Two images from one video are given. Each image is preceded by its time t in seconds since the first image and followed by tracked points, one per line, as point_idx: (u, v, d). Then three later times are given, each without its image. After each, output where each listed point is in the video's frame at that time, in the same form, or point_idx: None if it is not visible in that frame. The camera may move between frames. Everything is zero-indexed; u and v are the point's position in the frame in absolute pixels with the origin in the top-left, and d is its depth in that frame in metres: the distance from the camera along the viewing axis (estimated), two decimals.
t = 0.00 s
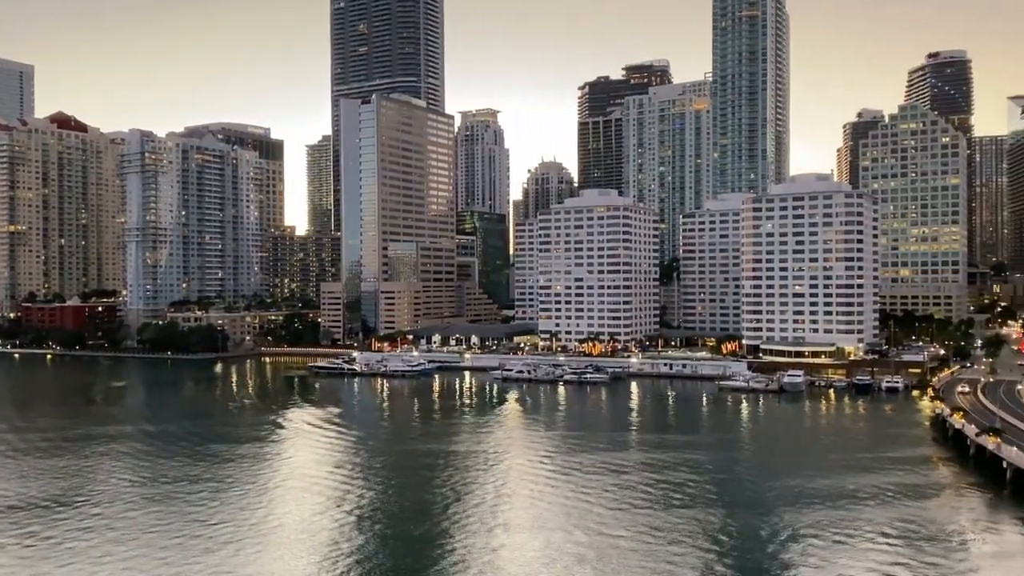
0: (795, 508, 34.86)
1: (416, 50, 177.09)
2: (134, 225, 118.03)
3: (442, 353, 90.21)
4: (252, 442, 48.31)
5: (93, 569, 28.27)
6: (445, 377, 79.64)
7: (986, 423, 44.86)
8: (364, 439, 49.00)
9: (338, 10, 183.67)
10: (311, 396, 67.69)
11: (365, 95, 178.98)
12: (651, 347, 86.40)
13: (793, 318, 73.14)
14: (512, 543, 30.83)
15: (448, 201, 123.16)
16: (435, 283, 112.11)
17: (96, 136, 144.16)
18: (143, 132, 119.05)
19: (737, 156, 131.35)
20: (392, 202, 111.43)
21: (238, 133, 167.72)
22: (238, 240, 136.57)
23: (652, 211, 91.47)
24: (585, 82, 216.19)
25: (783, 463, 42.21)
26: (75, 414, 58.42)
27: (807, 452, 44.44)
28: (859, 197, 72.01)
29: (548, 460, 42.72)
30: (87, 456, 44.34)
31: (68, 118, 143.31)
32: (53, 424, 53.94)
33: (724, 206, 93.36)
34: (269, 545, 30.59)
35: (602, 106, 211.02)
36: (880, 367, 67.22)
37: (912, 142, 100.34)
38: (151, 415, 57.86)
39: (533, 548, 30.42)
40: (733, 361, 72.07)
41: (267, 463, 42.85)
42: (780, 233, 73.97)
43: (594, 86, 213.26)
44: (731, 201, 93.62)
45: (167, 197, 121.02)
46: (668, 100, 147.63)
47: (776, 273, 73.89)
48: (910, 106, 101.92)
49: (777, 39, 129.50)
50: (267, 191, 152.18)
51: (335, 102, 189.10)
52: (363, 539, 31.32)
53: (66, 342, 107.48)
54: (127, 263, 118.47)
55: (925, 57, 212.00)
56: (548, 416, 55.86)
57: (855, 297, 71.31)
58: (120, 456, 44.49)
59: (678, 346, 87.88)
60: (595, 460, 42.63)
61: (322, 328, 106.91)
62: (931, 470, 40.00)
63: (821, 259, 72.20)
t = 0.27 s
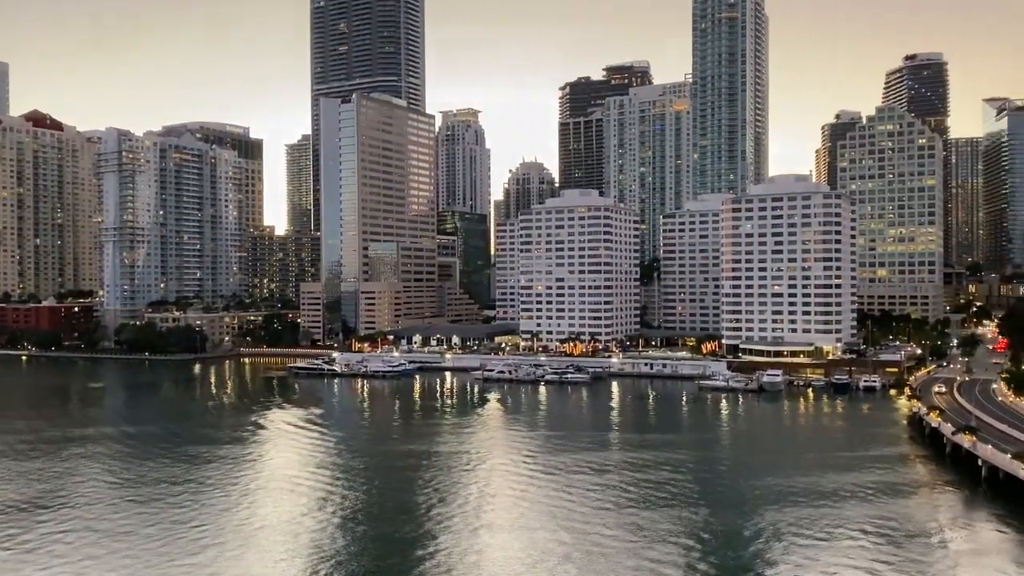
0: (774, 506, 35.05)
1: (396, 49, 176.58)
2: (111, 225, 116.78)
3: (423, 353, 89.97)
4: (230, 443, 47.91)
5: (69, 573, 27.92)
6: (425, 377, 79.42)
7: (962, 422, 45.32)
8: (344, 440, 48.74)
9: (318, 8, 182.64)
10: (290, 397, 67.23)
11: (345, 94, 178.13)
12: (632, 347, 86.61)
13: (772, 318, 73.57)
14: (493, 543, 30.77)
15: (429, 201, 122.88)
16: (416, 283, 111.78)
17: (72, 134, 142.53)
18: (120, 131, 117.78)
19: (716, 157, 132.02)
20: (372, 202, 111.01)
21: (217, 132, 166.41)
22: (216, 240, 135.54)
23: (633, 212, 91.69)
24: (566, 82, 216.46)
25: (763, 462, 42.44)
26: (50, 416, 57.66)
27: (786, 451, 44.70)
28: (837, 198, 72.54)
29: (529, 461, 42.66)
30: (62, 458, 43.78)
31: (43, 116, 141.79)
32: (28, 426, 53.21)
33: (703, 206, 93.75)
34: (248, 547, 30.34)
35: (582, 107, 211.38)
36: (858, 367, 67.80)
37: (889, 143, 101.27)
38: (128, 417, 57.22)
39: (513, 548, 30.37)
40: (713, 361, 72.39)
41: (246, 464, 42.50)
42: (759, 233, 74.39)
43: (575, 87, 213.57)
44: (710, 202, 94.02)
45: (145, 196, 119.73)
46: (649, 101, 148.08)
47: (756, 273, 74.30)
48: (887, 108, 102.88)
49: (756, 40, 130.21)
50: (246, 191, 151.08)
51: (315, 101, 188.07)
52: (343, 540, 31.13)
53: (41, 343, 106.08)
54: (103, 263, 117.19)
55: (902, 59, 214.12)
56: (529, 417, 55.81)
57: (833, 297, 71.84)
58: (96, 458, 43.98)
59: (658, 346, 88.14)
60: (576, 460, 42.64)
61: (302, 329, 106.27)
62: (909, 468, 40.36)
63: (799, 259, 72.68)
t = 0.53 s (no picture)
0: (754, 505, 35.28)
1: (377, 49, 176.09)
2: (87, 224, 115.44)
3: (403, 353, 89.69)
4: (210, 444, 47.55)
5: None
6: (407, 378, 79.20)
7: (938, 420, 45.77)
8: (325, 441, 48.54)
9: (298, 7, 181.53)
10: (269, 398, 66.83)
11: (325, 93, 177.27)
12: (613, 347, 86.83)
13: (751, 317, 74.04)
14: (473, 544, 30.68)
15: (409, 201, 122.62)
16: (396, 283, 111.42)
17: (48, 133, 140.80)
18: (97, 129, 116.45)
19: (696, 158, 132.72)
20: (352, 202, 110.52)
21: (195, 131, 165.08)
22: (195, 240, 134.51)
23: (614, 212, 91.90)
24: (547, 83, 216.69)
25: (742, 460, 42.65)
26: (26, 418, 56.93)
27: (766, 450, 44.98)
28: (815, 199, 73.08)
29: (511, 461, 42.64)
30: (38, 461, 43.23)
31: (18, 115, 140.06)
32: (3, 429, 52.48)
33: (683, 207, 94.08)
34: (227, 549, 30.10)
35: (563, 107, 211.73)
36: (836, 366, 68.34)
37: (867, 144, 102.22)
38: (104, 418, 56.60)
39: (494, 547, 30.33)
40: (693, 361, 72.72)
41: (225, 466, 42.20)
42: (739, 234, 74.78)
43: (556, 87, 213.84)
44: (690, 203, 94.36)
45: (122, 195, 118.32)
46: (629, 102, 148.49)
47: (735, 273, 74.70)
48: (865, 110, 103.80)
49: (736, 41, 130.87)
50: (224, 190, 150.11)
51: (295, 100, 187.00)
52: (323, 541, 30.94)
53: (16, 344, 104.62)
54: (80, 263, 115.86)
55: (880, 61, 216.21)
56: (510, 417, 55.82)
57: (811, 297, 72.35)
58: (72, 460, 43.50)
59: (639, 346, 88.40)
60: (557, 460, 42.70)
61: (282, 329, 105.55)
62: (886, 467, 40.76)
63: (778, 259, 73.12)
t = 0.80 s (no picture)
0: (734, 504, 35.39)
1: (357, 48, 175.52)
2: (64, 223, 114.15)
3: (384, 354, 89.34)
4: (188, 446, 47.10)
5: None
6: (387, 378, 78.90)
7: (916, 419, 46.14)
8: (304, 442, 48.21)
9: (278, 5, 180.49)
10: (249, 399, 66.35)
11: (305, 92, 176.32)
12: (594, 347, 86.98)
13: (731, 317, 74.38)
14: (454, 545, 30.54)
15: (390, 201, 122.20)
16: (377, 284, 110.96)
17: (23, 131, 139.08)
18: (74, 128, 115.21)
19: (677, 159, 133.22)
20: (333, 202, 109.99)
21: (174, 130, 163.65)
22: (173, 240, 133.31)
23: (595, 212, 92.02)
24: (528, 83, 216.80)
25: (722, 460, 42.82)
26: None
27: (746, 449, 45.18)
28: (794, 200, 73.51)
29: (492, 461, 42.53)
30: (13, 463, 42.66)
31: None
32: None
33: (664, 208, 94.37)
34: (205, 552, 29.78)
35: (544, 108, 211.93)
36: (815, 365, 68.80)
37: (845, 146, 103.06)
38: (80, 420, 55.90)
39: (474, 548, 30.21)
40: (674, 361, 72.95)
41: (204, 467, 41.81)
42: (718, 234, 75.11)
43: (537, 87, 214.01)
44: (671, 204, 94.66)
45: (99, 195, 117.17)
46: (610, 103, 148.81)
47: (715, 273, 75.02)
48: (843, 111, 104.63)
49: (716, 42, 131.53)
50: (203, 190, 148.94)
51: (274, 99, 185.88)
52: (302, 543, 30.69)
53: None
54: (56, 262, 114.53)
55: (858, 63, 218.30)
56: (491, 417, 55.72)
57: (790, 297, 72.77)
58: (47, 462, 42.94)
59: (620, 346, 88.58)
60: (538, 460, 42.64)
61: (261, 330, 104.83)
62: (864, 465, 41.03)
63: (758, 259, 73.49)
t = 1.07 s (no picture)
0: (715, 503, 35.54)
1: (339, 47, 174.99)
2: (40, 222, 112.91)
3: (366, 354, 89.03)
4: (168, 447, 46.70)
5: None
6: (369, 379, 78.65)
7: (894, 418, 46.55)
8: (285, 443, 47.96)
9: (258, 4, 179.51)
10: (228, 400, 65.91)
11: (286, 92, 175.44)
12: (576, 347, 87.21)
13: (712, 317, 74.78)
14: (436, 545, 30.47)
15: (372, 201, 121.86)
16: (358, 284, 110.60)
17: None
18: (50, 126, 114.00)
19: (658, 160, 133.83)
20: (314, 201, 109.51)
21: (152, 129, 162.26)
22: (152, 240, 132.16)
23: (577, 212, 92.18)
24: (510, 83, 216.96)
25: (703, 459, 43.00)
26: None
27: (727, 448, 45.41)
28: (774, 201, 73.99)
29: (473, 462, 42.49)
30: None
31: None
32: None
33: (646, 208, 94.71)
34: (184, 554, 29.53)
35: (526, 108, 212.17)
36: (794, 365, 69.30)
37: (824, 147, 103.93)
38: (57, 422, 55.27)
39: (456, 549, 30.16)
40: (655, 360, 73.22)
41: (183, 469, 41.45)
42: (699, 235, 75.51)
43: (519, 88, 214.23)
44: (652, 204, 95.02)
45: (76, 194, 116.04)
46: (591, 104, 149.21)
47: (696, 274, 75.40)
48: (823, 113, 105.50)
49: (697, 44, 132.22)
50: (183, 189, 147.85)
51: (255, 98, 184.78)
52: (283, 545, 30.51)
53: None
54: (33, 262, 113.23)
55: (837, 65, 220.21)
56: (473, 417, 55.70)
57: (770, 298, 73.24)
58: (24, 465, 42.43)
59: (602, 346, 88.84)
60: (519, 460, 42.65)
61: (241, 330, 104.11)
62: (843, 464, 41.34)
63: (738, 259, 73.88)
